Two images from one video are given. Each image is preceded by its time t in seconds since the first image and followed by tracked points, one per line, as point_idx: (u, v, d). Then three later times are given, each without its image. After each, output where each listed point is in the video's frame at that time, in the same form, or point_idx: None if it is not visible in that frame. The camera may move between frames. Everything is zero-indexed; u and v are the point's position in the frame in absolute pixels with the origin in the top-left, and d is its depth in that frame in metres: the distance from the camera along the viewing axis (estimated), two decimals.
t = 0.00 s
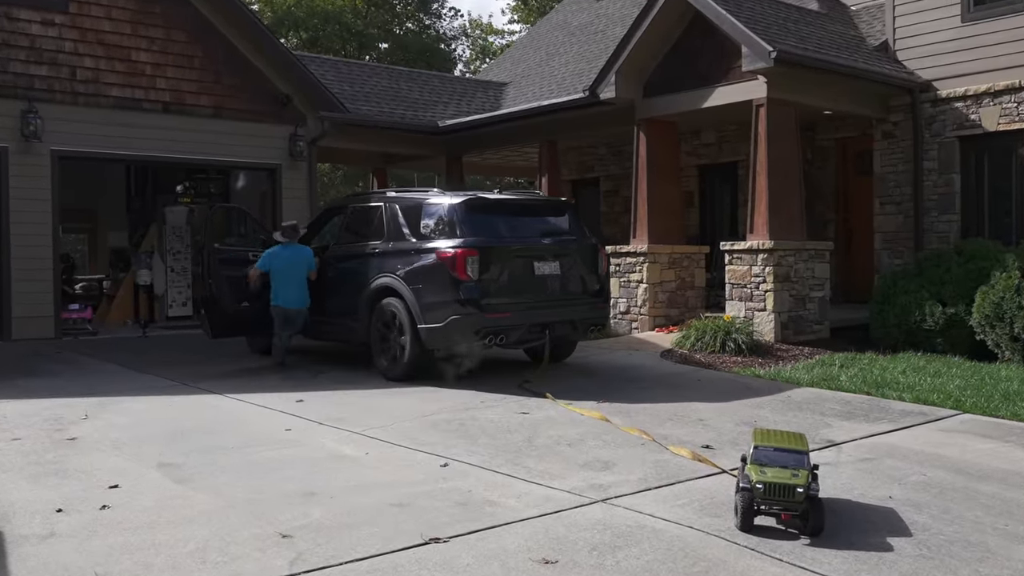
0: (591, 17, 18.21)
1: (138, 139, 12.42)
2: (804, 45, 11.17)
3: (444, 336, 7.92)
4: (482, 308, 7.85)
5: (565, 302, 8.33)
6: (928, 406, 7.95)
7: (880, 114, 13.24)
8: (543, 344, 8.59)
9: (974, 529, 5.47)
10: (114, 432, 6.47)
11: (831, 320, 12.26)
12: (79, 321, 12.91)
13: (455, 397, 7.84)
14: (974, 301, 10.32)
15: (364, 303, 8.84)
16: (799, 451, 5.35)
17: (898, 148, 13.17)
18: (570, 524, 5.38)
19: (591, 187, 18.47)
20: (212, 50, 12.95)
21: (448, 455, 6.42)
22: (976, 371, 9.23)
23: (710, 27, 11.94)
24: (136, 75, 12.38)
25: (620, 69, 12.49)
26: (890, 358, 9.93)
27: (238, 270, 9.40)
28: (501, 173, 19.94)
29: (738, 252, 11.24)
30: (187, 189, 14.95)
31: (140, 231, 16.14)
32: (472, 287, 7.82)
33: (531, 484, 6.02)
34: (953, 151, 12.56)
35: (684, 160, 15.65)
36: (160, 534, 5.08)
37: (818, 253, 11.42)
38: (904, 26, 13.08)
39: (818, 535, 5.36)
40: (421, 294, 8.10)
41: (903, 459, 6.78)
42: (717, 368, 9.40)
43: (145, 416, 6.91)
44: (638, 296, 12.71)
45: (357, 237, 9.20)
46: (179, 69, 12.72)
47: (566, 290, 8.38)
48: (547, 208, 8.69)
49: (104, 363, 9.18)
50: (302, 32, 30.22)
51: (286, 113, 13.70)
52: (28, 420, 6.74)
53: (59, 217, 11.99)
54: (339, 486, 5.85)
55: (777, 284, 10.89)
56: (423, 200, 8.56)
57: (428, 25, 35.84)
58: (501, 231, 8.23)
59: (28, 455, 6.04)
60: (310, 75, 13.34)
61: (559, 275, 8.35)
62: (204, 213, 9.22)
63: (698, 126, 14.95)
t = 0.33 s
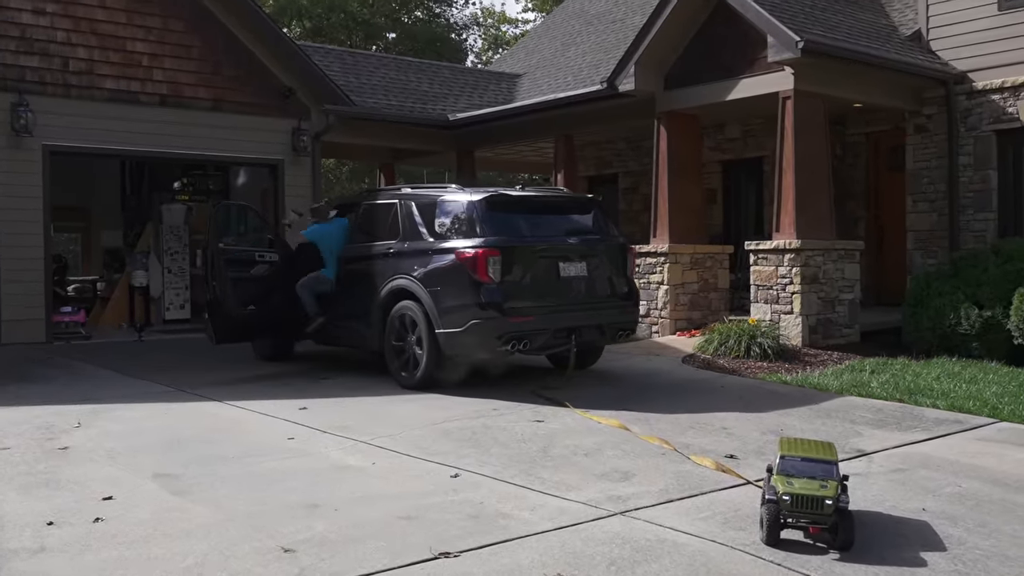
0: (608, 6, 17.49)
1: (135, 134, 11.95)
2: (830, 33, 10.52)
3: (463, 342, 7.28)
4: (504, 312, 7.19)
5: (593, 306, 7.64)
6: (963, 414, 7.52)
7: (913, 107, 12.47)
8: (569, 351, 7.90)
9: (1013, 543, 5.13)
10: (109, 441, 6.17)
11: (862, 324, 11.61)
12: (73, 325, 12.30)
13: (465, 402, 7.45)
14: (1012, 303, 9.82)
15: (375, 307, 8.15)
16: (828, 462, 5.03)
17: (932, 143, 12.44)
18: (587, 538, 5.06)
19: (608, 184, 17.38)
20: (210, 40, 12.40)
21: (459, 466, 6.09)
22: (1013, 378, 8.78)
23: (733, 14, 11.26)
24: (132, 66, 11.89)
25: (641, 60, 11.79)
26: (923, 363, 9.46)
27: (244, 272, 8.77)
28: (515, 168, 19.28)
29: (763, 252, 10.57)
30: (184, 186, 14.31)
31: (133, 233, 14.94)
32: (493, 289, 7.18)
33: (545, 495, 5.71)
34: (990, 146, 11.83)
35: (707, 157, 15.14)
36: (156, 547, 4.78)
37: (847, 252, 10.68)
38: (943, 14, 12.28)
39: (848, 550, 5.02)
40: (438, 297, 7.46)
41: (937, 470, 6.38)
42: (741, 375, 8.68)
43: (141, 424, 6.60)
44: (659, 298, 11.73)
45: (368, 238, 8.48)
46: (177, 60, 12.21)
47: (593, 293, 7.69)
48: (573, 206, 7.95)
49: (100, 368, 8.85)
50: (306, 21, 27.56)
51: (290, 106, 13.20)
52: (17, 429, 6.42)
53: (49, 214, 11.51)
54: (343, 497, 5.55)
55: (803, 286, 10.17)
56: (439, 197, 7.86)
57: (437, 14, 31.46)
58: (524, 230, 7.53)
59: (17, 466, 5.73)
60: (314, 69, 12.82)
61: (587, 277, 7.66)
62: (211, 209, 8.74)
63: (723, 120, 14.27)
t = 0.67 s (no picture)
0: None
1: (132, 126, 11.22)
2: (861, 21, 10.02)
3: (478, 348, 6.97)
4: (522, 318, 6.88)
5: (615, 311, 7.32)
6: (1003, 423, 7.12)
7: (949, 99, 11.81)
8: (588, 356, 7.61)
9: None
10: (102, 450, 5.89)
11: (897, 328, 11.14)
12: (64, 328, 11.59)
13: (478, 410, 7.16)
14: None
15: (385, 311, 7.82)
16: (859, 472, 4.70)
17: (969, 138, 11.75)
18: (606, 552, 4.74)
19: (630, 179, 16.35)
20: (210, 29, 11.66)
21: (471, 477, 5.78)
22: None
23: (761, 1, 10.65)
24: (127, 55, 11.15)
25: (663, 49, 11.14)
26: (959, 369, 9.01)
27: (252, 272, 8.44)
28: (530, 165, 18.33)
29: (791, 252, 10.12)
30: (183, 181, 13.59)
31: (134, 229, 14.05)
32: (512, 293, 6.87)
33: (561, 508, 5.40)
34: None
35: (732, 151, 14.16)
36: (150, 562, 4.48)
37: (880, 253, 10.25)
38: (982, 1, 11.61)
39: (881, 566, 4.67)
40: (452, 301, 7.15)
41: (975, 482, 6.00)
42: (768, 381, 8.33)
43: (135, 431, 6.32)
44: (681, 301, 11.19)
45: (375, 237, 8.15)
46: (173, 48, 11.46)
47: (615, 298, 7.36)
48: (593, 203, 7.60)
49: (96, 372, 8.55)
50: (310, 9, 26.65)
51: (292, 98, 12.40)
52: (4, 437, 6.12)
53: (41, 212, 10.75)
54: (348, 508, 5.25)
55: (834, 288, 9.73)
56: (451, 194, 7.55)
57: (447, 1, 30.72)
58: (542, 229, 7.21)
59: (4, 476, 5.45)
60: (316, 58, 11.95)
61: (609, 280, 7.33)
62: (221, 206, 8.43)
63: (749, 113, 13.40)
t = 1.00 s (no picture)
0: None
1: (127, 118, 10.77)
2: (894, 8, 9.56)
3: (492, 351, 6.66)
4: (537, 319, 6.58)
5: (637, 313, 6.99)
6: None
7: (988, 90, 11.16)
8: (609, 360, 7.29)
9: None
10: (93, 459, 5.61)
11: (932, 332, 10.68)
12: (54, 330, 11.16)
13: (491, 417, 6.85)
14: None
15: (393, 312, 7.51)
16: (892, 483, 4.35)
17: (1010, 131, 11.04)
18: (626, 570, 4.42)
19: (652, 174, 15.13)
20: (208, 15, 11.20)
21: (483, 488, 5.47)
22: None
23: None
24: (120, 42, 10.69)
25: (687, 37, 10.66)
26: (997, 376, 8.58)
27: (256, 272, 8.18)
28: (546, 159, 17.82)
29: (822, 252, 9.71)
30: (179, 175, 13.00)
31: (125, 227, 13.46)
32: (526, 293, 6.56)
33: (578, 521, 5.07)
34: None
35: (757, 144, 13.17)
36: None
37: (914, 254, 9.87)
38: None
39: None
40: (464, 302, 6.84)
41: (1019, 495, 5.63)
42: (797, 389, 7.94)
43: (129, 439, 6.03)
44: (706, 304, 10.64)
45: (383, 235, 7.84)
46: (170, 35, 11.00)
47: (637, 298, 7.03)
48: (612, 199, 7.28)
49: (91, 377, 8.27)
50: None
51: (296, 88, 11.90)
52: None
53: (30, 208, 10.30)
54: (353, 521, 4.94)
55: (867, 291, 9.35)
56: (464, 189, 7.25)
57: None
58: (559, 226, 6.90)
59: None
60: (324, 47, 11.54)
61: (630, 280, 7.00)
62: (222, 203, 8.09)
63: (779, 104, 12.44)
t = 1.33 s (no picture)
0: None
1: (119, 110, 10.51)
2: None
3: (507, 356, 6.36)
4: (554, 323, 6.28)
5: (659, 316, 6.67)
6: None
7: None
8: (629, 366, 6.97)
9: None
10: (85, 472, 5.33)
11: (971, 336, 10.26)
12: (42, 334, 10.72)
13: (506, 427, 6.55)
14: None
15: (402, 316, 7.21)
16: (933, 498, 3.98)
17: None
18: None
19: (672, 170, 14.80)
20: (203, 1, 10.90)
21: (497, 502, 5.16)
22: None
23: None
24: (113, 30, 10.44)
25: (713, 23, 10.30)
26: None
27: (258, 273, 7.98)
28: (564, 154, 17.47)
29: (856, 251, 9.35)
30: (175, 170, 12.82)
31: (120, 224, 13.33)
32: (542, 296, 6.27)
33: (597, 537, 4.75)
34: None
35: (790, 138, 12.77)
36: None
37: (954, 253, 9.49)
38: None
39: None
40: (476, 304, 6.54)
41: None
42: (830, 397, 7.59)
43: (123, 451, 5.75)
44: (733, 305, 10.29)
45: (392, 233, 7.54)
46: (165, 21, 10.71)
47: (660, 300, 6.71)
48: (633, 196, 6.96)
49: (84, 384, 7.99)
50: None
51: (298, 78, 11.58)
52: None
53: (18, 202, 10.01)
54: (358, 537, 4.64)
55: (904, 292, 8.98)
56: (476, 184, 6.95)
57: None
58: (578, 224, 6.59)
59: None
60: (329, 33, 11.18)
61: (652, 281, 6.68)
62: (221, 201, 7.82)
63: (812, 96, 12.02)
